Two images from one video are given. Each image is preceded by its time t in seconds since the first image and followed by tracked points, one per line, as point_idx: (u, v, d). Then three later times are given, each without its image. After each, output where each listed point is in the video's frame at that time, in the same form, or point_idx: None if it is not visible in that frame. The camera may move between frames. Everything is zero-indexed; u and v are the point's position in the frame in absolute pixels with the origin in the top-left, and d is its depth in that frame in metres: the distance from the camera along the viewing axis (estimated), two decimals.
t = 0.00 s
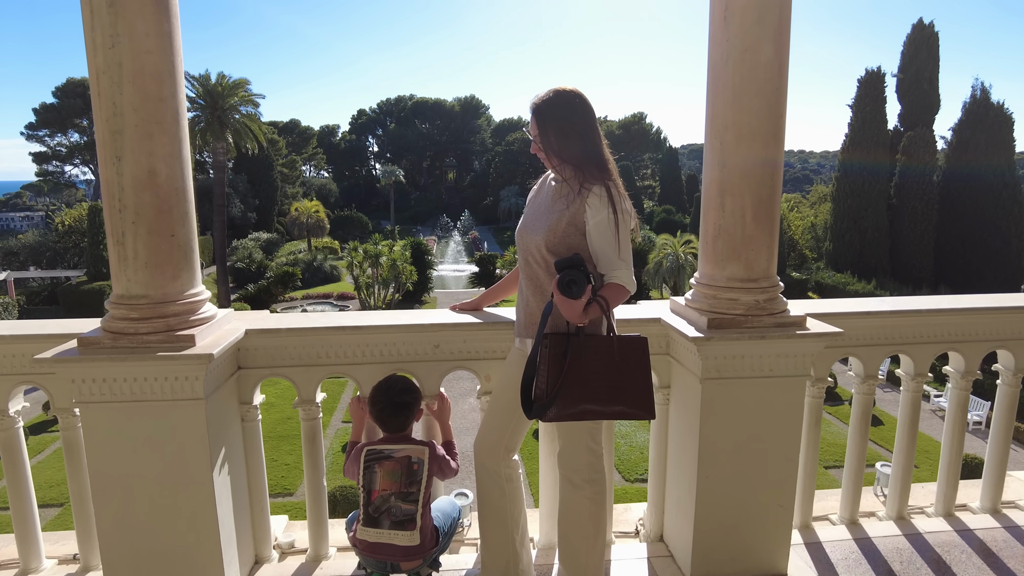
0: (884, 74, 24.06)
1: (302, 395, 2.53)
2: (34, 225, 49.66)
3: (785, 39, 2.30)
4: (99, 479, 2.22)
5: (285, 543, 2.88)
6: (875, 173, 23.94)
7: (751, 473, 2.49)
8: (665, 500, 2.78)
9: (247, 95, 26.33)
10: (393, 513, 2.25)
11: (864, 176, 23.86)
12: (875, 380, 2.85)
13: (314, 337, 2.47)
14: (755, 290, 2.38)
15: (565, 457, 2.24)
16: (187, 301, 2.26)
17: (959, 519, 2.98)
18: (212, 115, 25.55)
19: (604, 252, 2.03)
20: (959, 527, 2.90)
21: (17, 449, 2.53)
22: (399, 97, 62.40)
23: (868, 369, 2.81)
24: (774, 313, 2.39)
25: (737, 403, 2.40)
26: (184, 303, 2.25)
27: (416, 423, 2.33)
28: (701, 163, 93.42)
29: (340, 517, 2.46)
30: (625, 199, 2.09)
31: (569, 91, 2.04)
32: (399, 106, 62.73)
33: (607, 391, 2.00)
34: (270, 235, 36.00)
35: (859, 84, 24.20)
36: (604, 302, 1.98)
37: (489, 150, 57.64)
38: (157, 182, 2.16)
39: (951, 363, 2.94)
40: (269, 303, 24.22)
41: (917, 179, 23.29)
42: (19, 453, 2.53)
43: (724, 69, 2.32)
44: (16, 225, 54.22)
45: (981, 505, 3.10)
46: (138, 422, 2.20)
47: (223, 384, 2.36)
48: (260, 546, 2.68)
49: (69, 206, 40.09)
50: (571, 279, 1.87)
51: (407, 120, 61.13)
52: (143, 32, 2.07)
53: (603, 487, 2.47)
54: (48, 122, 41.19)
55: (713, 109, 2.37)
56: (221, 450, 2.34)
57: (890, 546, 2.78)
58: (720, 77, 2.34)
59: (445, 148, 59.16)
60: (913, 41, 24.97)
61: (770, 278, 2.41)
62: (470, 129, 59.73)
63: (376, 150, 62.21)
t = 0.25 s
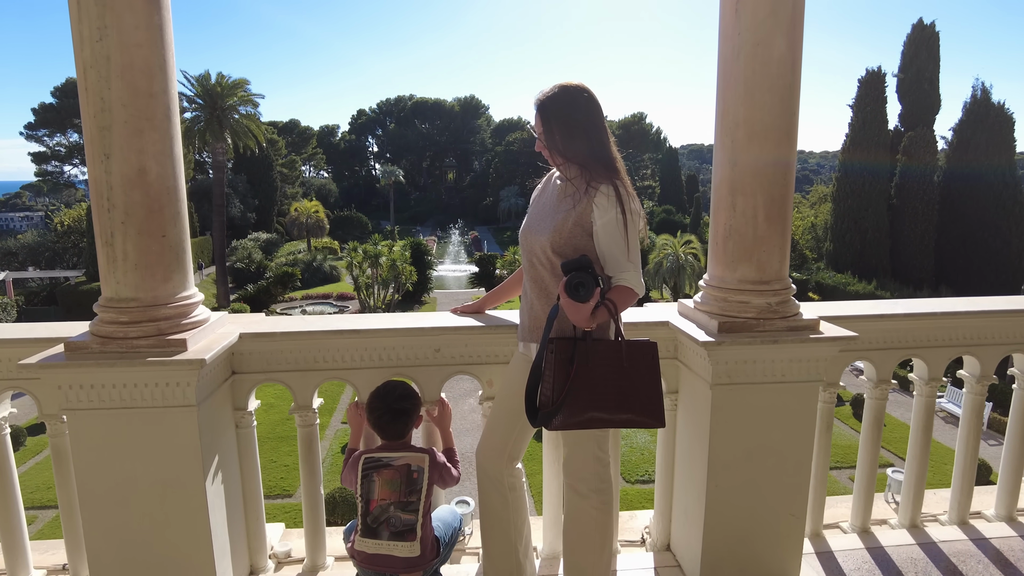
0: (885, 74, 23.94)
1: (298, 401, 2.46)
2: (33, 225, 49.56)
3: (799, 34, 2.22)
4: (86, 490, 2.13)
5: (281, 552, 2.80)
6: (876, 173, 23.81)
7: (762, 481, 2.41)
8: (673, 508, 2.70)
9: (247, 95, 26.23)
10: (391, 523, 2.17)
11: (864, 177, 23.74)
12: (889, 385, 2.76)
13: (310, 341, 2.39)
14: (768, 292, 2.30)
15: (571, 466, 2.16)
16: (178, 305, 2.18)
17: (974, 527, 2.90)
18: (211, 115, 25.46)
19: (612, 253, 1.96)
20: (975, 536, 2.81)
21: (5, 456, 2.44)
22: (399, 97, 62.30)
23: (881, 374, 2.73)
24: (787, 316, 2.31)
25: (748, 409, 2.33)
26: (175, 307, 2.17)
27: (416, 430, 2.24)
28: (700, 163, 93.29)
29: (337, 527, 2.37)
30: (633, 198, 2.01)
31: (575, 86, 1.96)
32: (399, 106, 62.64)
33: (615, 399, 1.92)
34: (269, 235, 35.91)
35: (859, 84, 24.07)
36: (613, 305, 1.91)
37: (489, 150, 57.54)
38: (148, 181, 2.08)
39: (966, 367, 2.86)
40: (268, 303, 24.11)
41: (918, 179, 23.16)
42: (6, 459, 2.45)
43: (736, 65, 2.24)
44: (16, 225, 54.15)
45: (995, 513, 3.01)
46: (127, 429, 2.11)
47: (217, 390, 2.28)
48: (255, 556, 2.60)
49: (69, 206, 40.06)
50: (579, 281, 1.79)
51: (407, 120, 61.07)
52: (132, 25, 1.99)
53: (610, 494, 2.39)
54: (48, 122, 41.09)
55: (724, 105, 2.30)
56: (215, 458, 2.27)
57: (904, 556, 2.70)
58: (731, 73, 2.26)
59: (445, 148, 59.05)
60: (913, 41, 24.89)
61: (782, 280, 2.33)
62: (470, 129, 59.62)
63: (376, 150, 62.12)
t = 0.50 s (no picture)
0: (884, 74, 23.88)
1: (291, 407, 2.39)
2: (33, 226, 49.44)
3: (806, 30, 2.16)
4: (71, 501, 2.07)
5: (273, 562, 2.72)
6: (876, 172, 23.71)
7: (768, 490, 2.34)
8: (675, 517, 2.63)
9: (246, 95, 26.17)
10: (386, 534, 2.10)
11: (864, 177, 23.64)
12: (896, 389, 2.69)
13: (303, 346, 2.33)
14: (773, 296, 2.24)
15: (570, 475, 2.10)
16: (166, 309, 2.12)
17: (983, 536, 2.82)
18: (210, 116, 25.42)
19: (613, 256, 1.89)
20: (984, 545, 2.73)
21: None
22: (399, 97, 62.34)
23: (887, 378, 2.67)
24: (793, 321, 2.25)
25: (753, 416, 2.26)
26: (161, 311, 2.10)
27: (411, 437, 2.18)
28: (699, 164, 93.47)
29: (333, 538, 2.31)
30: (636, 200, 1.95)
31: (575, 83, 1.90)
32: (398, 106, 62.61)
33: (617, 406, 1.86)
34: (269, 236, 35.82)
35: (859, 85, 24.00)
36: (614, 309, 1.84)
37: (489, 150, 57.50)
38: (135, 180, 2.01)
39: (976, 373, 2.78)
40: (267, 304, 23.97)
41: (917, 180, 23.07)
42: None
43: (740, 62, 2.18)
44: (15, 226, 54.07)
45: (1005, 521, 2.93)
46: (114, 438, 2.04)
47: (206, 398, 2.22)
48: (247, 568, 2.53)
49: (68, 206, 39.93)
50: (580, 285, 1.73)
51: (406, 121, 61.01)
52: (118, 19, 1.93)
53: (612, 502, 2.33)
54: (46, 123, 41.00)
55: (729, 103, 2.23)
56: (205, 467, 2.20)
57: (912, 565, 2.63)
58: (735, 71, 2.20)
59: (444, 149, 58.99)
60: (912, 41, 24.85)
61: (788, 283, 2.27)
62: (469, 130, 59.56)
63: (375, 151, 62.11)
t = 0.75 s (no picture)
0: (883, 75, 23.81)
1: (283, 413, 2.33)
2: (32, 227, 49.32)
3: (812, 25, 2.10)
4: (55, 511, 2.00)
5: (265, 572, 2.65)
6: (875, 173, 23.62)
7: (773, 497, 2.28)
8: (677, 524, 2.56)
9: (244, 96, 26.08)
10: (379, 544, 2.04)
11: (863, 177, 23.54)
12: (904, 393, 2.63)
13: (295, 350, 2.27)
14: (779, 297, 2.18)
15: (570, 484, 2.04)
16: (154, 312, 2.05)
17: (993, 543, 2.75)
18: (209, 117, 25.32)
19: (616, 257, 1.83)
20: (994, 553, 2.66)
21: None
22: (398, 98, 62.35)
23: (894, 382, 2.60)
24: (799, 324, 2.19)
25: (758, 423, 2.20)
26: (148, 314, 2.04)
27: (405, 443, 2.11)
28: (698, 165, 93.43)
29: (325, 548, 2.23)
30: (638, 200, 1.89)
31: (575, 79, 1.84)
32: (397, 107, 62.60)
33: (619, 413, 1.80)
34: (267, 237, 35.72)
35: (858, 85, 23.93)
36: (616, 312, 1.78)
37: (488, 151, 57.44)
38: (120, 180, 1.94)
39: (984, 376, 2.72)
40: (265, 305, 23.86)
41: (916, 180, 22.98)
42: None
43: (745, 57, 2.12)
44: (14, 227, 53.90)
45: (1014, 528, 2.86)
46: (99, 446, 1.97)
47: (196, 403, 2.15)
48: None
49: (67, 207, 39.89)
50: (580, 288, 1.67)
51: (405, 121, 60.93)
52: (101, 13, 1.86)
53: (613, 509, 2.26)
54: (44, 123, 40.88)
55: (733, 100, 2.17)
56: (194, 474, 2.14)
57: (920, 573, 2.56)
58: (739, 66, 2.14)
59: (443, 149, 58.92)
60: (911, 41, 24.79)
61: (794, 285, 2.21)
62: (468, 130, 59.48)
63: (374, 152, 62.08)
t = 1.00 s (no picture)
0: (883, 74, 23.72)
1: (273, 420, 2.25)
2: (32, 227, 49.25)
3: (820, 18, 2.03)
4: (36, 523, 1.92)
5: None
6: (875, 172, 23.51)
7: (778, 506, 2.21)
8: (680, 533, 2.49)
9: (243, 96, 26.01)
10: (372, 556, 1.97)
11: (863, 177, 23.41)
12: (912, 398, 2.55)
13: (286, 356, 2.19)
14: (785, 300, 2.11)
15: (570, 495, 1.97)
16: (138, 316, 1.98)
17: (1003, 552, 2.67)
18: (207, 117, 25.24)
19: (617, 259, 1.76)
20: (1005, 563, 2.58)
21: None
22: (397, 98, 62.41)
23: (902, 387, 2.53)
24: (806, 328, 2.12)
25: (763, 432, 2.13)
26: (132, 319, 1.97)
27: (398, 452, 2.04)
28: (698, 164, 93.41)
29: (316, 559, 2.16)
30: (639, 200, 1.81)
31: (575, 75, 1.77)
32: (397, 107, 62.62)
33: (621, 422, 1.73)
34: (266, 237, 35.66)
35: (858, 85, 23.84)
36: (618, 317, 1.71)
37: (487, 151, 57.39)
38: (103, 179, 1.87)
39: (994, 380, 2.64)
40: (264, 305, 23.78)
41: (916, 179, 22.83)
42: None
43: (750, 52, 2.05)
44: (13, 228, 53.83)
45: None
46: (80, 455, 1.90)
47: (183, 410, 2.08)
48: None
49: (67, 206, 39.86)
50: (581, 291, 1.60)
51: (405, 121, 60.87)
52: (81, 6, 1.79)
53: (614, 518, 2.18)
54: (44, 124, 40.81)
55: (737, 96, 2.10)
56: (180, 484, 2.06)
57: None
58: (744, 61, 2.07)
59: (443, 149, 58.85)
60: (912, 41, 24.71)
61: (801, 288, 2.14)
62: (468, 130, 59.41)
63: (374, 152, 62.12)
